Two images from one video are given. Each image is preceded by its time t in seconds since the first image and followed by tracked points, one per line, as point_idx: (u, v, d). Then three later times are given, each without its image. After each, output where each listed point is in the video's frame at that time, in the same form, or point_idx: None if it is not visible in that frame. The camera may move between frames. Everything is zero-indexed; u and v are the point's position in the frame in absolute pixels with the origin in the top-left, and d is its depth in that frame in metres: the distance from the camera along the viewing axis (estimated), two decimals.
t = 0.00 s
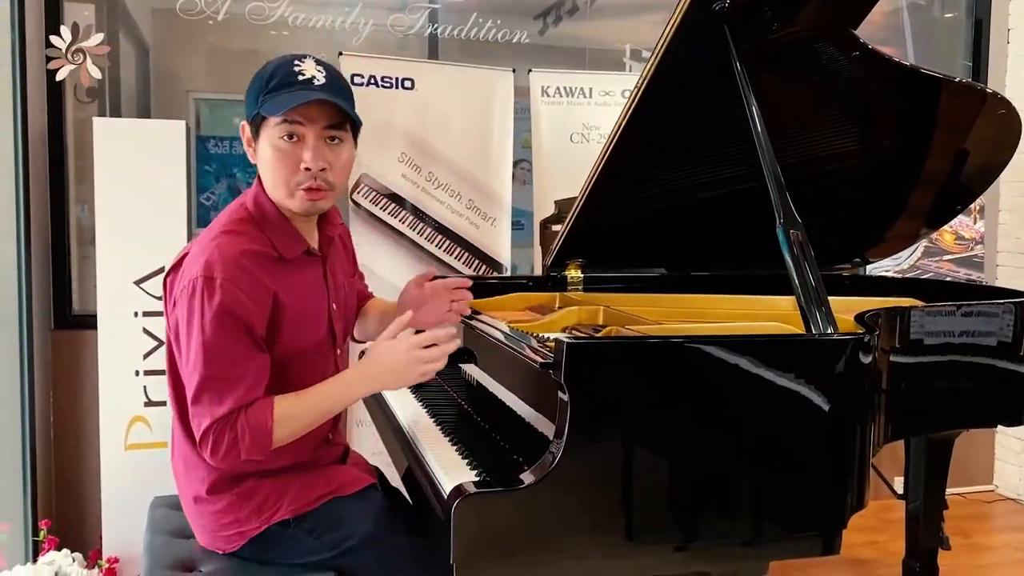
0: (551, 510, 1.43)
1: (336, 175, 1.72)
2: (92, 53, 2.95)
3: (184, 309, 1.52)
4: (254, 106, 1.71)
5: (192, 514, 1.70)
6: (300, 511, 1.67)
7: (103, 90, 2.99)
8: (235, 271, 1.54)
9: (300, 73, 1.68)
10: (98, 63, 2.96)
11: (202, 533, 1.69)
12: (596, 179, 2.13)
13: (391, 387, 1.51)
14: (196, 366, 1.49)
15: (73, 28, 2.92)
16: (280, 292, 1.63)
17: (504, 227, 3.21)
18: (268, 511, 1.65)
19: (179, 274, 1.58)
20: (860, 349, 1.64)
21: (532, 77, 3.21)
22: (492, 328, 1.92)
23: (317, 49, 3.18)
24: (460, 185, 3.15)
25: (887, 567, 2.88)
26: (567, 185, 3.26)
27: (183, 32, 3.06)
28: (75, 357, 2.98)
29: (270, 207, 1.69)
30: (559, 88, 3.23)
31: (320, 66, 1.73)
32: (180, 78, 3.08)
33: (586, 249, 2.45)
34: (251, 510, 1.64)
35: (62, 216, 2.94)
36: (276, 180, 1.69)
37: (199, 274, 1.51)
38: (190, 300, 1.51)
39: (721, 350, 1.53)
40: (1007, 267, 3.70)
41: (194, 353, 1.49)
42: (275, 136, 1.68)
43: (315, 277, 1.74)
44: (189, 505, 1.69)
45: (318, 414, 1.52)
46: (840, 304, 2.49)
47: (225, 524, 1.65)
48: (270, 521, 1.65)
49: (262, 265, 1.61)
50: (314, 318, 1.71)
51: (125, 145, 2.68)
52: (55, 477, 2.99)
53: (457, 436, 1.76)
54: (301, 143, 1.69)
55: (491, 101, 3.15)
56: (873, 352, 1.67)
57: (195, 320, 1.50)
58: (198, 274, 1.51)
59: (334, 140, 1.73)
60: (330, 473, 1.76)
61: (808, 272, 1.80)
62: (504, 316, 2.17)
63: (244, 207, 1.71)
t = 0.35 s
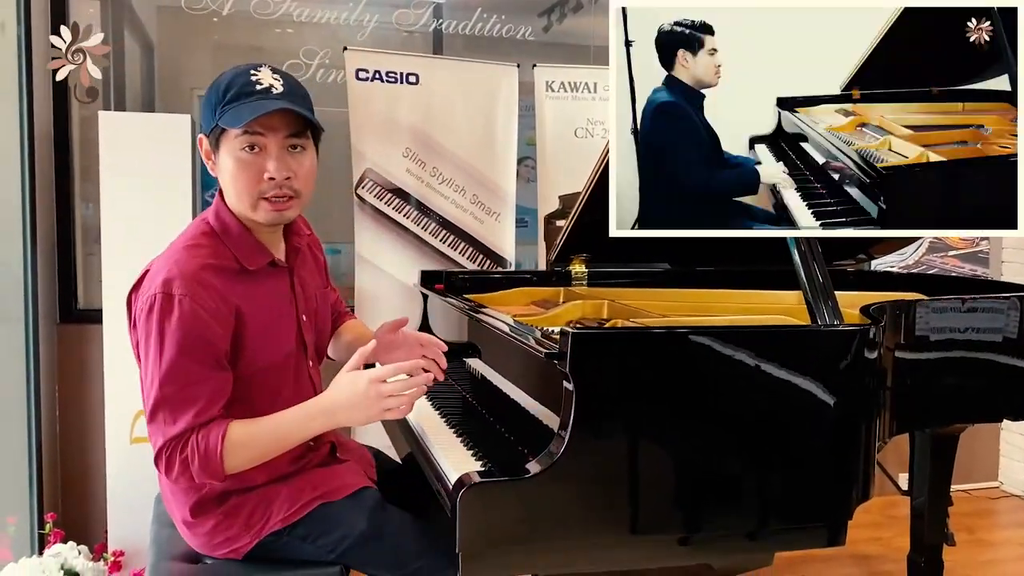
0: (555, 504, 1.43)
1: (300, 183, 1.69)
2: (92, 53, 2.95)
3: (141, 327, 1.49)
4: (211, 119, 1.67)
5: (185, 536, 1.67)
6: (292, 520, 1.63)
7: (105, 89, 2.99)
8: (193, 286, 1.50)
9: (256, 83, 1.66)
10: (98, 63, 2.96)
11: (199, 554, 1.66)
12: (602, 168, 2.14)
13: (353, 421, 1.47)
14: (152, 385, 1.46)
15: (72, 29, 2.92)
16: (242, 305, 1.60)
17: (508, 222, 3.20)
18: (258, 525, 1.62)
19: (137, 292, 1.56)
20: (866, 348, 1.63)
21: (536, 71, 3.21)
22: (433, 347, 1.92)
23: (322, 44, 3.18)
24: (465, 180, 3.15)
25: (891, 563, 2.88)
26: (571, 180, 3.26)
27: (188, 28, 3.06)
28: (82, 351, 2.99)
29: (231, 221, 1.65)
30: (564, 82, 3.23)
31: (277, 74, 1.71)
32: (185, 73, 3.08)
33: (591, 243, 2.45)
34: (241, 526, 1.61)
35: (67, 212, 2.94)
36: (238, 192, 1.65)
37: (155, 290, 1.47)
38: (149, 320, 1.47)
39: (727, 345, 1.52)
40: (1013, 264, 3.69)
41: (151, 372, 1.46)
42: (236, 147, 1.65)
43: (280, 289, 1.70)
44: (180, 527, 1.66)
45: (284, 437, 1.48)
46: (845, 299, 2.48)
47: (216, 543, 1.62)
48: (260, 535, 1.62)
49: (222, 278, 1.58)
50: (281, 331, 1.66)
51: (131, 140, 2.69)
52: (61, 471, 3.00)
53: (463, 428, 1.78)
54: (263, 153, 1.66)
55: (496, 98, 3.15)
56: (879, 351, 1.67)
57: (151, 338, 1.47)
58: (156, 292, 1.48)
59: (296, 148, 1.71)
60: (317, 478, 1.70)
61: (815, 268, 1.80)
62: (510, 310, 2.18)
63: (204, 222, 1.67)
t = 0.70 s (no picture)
0: (555, 498, 1.43)
1: (294, 178, 1.70)
2: (92, 53, 2.94)
3: (135, 323, 1.51)
4: (202, 116, 1.66)
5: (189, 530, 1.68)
6: (294, 512, 1.64)
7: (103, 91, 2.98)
8: (186, 280, 1.51)
9: (249, 79, 1.66)
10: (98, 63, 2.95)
11: (203, 547, 1.67)
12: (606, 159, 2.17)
13: (335, 410, 1.45)
14: (145, 380, 1.47)
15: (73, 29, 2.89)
16: (236, 298, 1.60)
17: (510, 218, 3.20)
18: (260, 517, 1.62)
19: (133, 288, 1.57)
20: (866, 345, 1.64)
21: (538, 67, 3.21)
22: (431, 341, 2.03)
23: (323, 40, 3.18)
24: (466, 176, 3.15)
25: (891, 558, 2.89)
26: (572, 176, 3.26)
27: (190, 25, 3.06)
28: (84, 346, 3.00)
29: (224, 215, 1.65)
30: (566, 78, 3.23)
31: (267, 69, 1.70)
32: (188, 70, 3.08)
33: (592, 238, 2.45)
34: (243, 518, 1.62)
35: (69, 207, 2.95)
36: (231, 188, 1.65)
37: (148, 286, 1.49)
38: (142, 315, 1.49)
39: (727, 340, 1.53)
40: (1014, 261, 3.69)
41: (146, 366, 1.48)
42: (229, 145, 1.64)
43: (276, 281, 1.71)
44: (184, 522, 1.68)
45: (274, 431, 1.47)
46: (846, 294, 2.48)
47: (220, 537, 1.62)
48: (262, 527, 1.62)
49: (215, 272, 1.59)
50: (277, 323, 1.66)
51: (133, 136, 2.70)
52: (63, 465, 3.01)
53: (463, 421, 1.77)
54: (256, 149, 1.66)
55: (497, 94, 3.15)
56: (878, 346, 1.68)
57: (144, 333, 1.48)
58: (148, 287, 1.49)
59: (289, 143, 1.70)
60: (319, 470, 1.70)
61: (818, 266, 1.80)
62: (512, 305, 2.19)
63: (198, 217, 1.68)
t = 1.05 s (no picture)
0: (552, 497, 1.43)
1: (306, 172, 1.70)
2: (92, 53, 2.95)
3: (140, 317, 1.50)
4: (213, 112, 1.66)
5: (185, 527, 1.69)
6: (291, 512, 1.64)
7: (103, 90, 2.99)
8: (192, 277, 1.51)
9: (259, 75, 1.66)
10: (98, 63, 2.97)
11: (198, 544, 1.68)
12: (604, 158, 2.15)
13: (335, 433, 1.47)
14: (147, 374, 1.47)
15: (73, 29, 2.92)
16: (240, 296, 1.60)
17: (507, 218, 3.21)
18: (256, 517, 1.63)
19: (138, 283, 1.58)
20: (862, 344, 1.64)
21: (536, 67, 3.22)
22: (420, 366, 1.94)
23: (321, 39, 3.18)
24: (465, 175, 3.16)
25: (888, 558, 2.89)
26: (570, 176, 3.26)
27: (188, 24, 3.07)
28: (82, 346, 3.00)
29: (232, 213, 1.65)
30: (564, 78, 3.24)
31: (275, 66, 1.72)
32: (187, 71, 3.08)
33: (590, 239, 2.45)
34: (240, 517, 1.62)
35: (67, 207, 2.95)
36: (244, 184, 1.65)
37: (154, 281, 1.49)
38: (147, 310, 1.49)
39: (726, 340, 1.53)
40: (1012, 261, 3.69)
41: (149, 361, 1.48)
42: (242, 140, 1.64)
43: (281, 281, 1.70)
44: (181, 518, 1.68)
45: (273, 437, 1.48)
46: (843, 294, 2.48)
47: (215, 536, 1.63)
48: (258, 527, 1.63)
49: (221, 270, 1.59)
50: (280, 322, 1.66)
51: (131, 135, 2.70)
52: (61, 464, 3.01)
53: (461, 419, 1.78)
54: (269, 144, 1.66)
55: (494, 94, 3.16)
56: (874, 346, 1.68)
57: (149, 328, 1.48)
58: (154, 282, 1.49)
59: (299, 138, 1.71)
60: (317, 471, 1.70)
61: (813, 267, 1.79)
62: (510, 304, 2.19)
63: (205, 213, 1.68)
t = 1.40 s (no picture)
0: (550, 497, 1.43)
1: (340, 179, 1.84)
2: (92, 53, 2.95)
3: (166, 309, 1.47)
4: (294, 119, 1.65)
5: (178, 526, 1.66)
6: (286, 511, 1.63)
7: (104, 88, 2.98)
8: (217, 267, 1.51)
9: (323, 89, 1.72)
10: (98, 63, 2.96)
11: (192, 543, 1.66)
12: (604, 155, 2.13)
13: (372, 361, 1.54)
14: (189, 362, 1.44)
15: (73, 29, 2.92)
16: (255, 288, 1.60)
17: (504, 218, 3.20)
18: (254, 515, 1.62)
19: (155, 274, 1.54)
20: (859, 344, 1.64)
21: (532, 67, 3.21)
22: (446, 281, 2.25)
23: (317, 39, 3.17)
24: (461, 175, 3.15)
25: (886, 559, 2.89)
26: (567, 176, 3.25)
27: (185, 24, 3.06)
28: (77, 347, 2.99)
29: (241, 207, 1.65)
30: (561, 78, 3.23)
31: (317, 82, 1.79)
32: (183, 71, 3.07)
33: (587, 238, 2.44)
34: (236, 516, 1.61)
35: (62, 208, 2.94)
36: (312, 189, 1.69)
37: (182, 270, 1.46)
38: (174, 299, 1.46)
39: (722, 340, 1.52)
40: (1009, 261, 3.69)
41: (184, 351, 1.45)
42: (320, 147, 1.70)
43: (285, 275, 1.71)
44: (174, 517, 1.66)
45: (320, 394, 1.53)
46: (840, 294, 2.48)
47: (212, 534, 1.61)
48: (255, 526, 1.62)
49: (237, 262, 1.59)
50: (285, 315, 1.68)
51: (127, 134, 2.69)
52: (56, 466, 3.00)
53: (456, 418, 1.77)
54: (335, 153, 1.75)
55: (491, 94, 3.15)
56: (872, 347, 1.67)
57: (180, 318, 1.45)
58: (181, 271, 1.46)
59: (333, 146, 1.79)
60: (312, 470, 1.70)
61: (810, 267, 1.79)
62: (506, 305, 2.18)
63: (211, 207, 1.67)
